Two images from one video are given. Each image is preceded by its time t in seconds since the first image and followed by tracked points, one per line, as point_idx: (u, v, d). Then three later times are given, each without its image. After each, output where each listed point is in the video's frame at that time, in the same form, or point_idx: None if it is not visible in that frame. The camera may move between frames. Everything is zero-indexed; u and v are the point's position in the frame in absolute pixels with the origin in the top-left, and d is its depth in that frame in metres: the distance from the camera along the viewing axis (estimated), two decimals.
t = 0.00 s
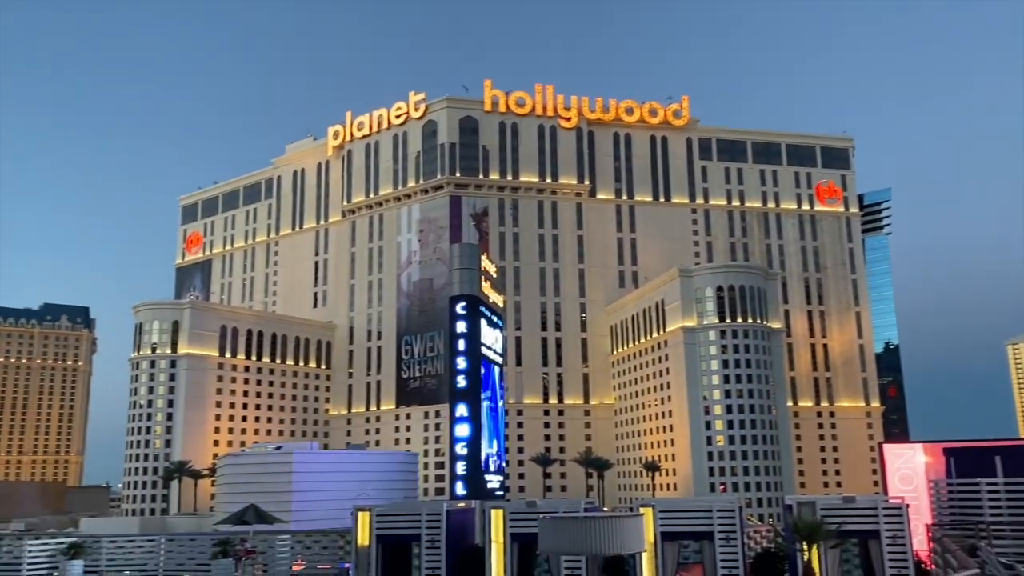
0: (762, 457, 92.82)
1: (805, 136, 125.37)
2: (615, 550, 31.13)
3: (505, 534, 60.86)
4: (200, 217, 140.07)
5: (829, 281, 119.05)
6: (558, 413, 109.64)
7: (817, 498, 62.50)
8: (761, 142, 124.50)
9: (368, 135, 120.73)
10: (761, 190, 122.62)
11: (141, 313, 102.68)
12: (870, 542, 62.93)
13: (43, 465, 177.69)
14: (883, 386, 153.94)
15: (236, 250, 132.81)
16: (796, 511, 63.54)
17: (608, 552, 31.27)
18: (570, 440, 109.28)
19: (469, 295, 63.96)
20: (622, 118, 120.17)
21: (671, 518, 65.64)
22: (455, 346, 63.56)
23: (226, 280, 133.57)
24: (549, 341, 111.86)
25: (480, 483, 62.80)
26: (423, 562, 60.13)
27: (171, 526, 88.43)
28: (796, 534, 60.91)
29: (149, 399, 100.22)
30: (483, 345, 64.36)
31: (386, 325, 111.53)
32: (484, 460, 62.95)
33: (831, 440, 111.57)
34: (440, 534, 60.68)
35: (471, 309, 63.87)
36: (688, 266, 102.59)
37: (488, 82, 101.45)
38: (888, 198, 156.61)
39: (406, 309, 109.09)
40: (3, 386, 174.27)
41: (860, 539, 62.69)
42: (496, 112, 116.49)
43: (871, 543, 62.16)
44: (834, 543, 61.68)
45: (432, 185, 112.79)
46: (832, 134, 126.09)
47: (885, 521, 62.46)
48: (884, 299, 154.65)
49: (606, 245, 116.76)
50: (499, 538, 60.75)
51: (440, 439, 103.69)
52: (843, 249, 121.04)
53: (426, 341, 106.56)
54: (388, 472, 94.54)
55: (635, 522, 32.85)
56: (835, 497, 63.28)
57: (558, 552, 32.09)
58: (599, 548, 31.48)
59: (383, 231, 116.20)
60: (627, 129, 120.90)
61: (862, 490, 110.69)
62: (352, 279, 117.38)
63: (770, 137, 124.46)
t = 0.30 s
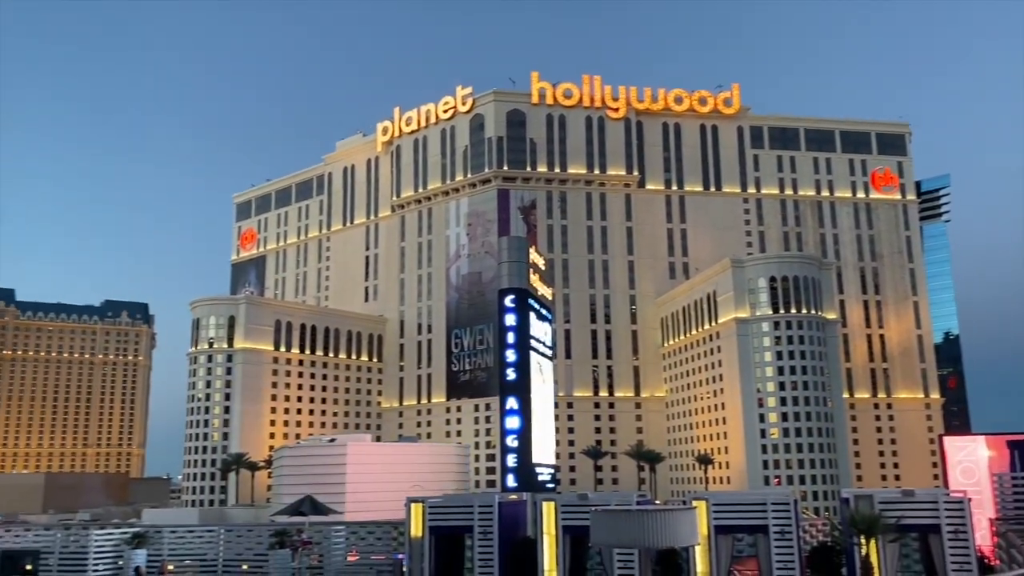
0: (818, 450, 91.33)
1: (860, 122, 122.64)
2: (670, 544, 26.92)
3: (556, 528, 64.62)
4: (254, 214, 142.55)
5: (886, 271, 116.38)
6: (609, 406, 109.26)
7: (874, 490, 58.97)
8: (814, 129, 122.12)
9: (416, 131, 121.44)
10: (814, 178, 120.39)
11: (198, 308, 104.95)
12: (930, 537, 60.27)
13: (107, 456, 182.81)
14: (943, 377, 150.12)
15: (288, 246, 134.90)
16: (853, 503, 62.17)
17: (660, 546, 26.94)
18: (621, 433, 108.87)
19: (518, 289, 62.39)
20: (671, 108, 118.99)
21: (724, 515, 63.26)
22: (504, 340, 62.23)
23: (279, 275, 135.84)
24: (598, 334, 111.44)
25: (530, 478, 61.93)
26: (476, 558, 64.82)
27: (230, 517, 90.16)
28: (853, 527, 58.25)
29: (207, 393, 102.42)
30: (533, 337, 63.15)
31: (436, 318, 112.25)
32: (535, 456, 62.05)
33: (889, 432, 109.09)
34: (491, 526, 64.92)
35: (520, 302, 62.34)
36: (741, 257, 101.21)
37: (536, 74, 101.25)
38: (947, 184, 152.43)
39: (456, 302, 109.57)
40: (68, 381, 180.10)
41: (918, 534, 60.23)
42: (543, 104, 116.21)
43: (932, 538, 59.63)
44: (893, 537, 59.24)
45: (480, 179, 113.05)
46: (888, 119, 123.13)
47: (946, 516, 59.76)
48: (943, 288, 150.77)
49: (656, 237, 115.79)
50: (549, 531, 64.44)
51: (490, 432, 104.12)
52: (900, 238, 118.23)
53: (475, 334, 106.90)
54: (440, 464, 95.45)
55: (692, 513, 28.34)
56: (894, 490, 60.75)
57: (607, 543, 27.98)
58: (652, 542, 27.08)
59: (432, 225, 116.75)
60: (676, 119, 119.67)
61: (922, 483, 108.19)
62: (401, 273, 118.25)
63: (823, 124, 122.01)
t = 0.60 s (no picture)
0: (877, 442, 89.40)
1: (919, 106, 119.42)
2: (726, 537, 22.90)
3: (611, 519, 61.05)
4: (306, 209, 144.66)
5: (947, 257, 113.24)
6: (662, 398, 108.54)
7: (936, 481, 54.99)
8: (870, 114, 119.28)
9: (465, 124, 121.74)
10: (871, 164, 117.64)
11: (255, 302, 106.95)
12: (996, 531, 55.35)
13: (169, 448, 187.63)
14: (1008, 366, 145.80)
15: (341, 240, 136.66)
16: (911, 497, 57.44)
17: (716, 540, 22.89)
18: (674, 425, 108.03)
19: (568, 281, 61.16)
20: (722, 95, 117.34)
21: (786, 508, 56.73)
22: (554, 331, 61.14)
23: (332, 270, 137.83)
24: (650, 325, 110.70)
25: (584, 470, 60.23)
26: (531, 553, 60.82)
27: (288, 507, 91.69)
28: (916, 519, 53.24)
29: (264, 385, 104.26)
30: (582, 329, 62.58)
31: (486, 310, 112.65)
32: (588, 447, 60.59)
33: (951, 424, 106.13)
34: (544, 518, 60.89)
35: (570, 294, 61.31)
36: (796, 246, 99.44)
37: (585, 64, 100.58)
38: (1011, 168, 147.53)
39: (506, 294, 109.69)
40: (131, 374, 185.60)
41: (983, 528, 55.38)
42: (592, 94, 115.45)
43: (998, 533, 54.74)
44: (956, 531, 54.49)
45: (529, 170, 112.95)
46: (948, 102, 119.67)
47: (1012, 510, 54.83)
48: (1006, 275, 146.25)
49: (709, 226, 114.47)
50: (606, 523, 61.02)
51: (542, 423, 104.21)
52: (961, 224, 114.92)
53: (526, 326, 106.93)
54: (492, 455, 96.05)
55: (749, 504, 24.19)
56: (956, 482, 56.08)
57: (661, 538, 23.82)
58: (709, 535, 23.04)
59: (481, 217, 117.07)
60: (728, 106, 117.99)
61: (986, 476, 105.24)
62: (452, 266, 118.97)
63: (880, 109, 119.08)
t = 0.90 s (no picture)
0: (940, 432, 87.26)
1: (981, 86, 115.92)
2: (785, 528, 19.19)
3: (665, 510, 52.76)
4: (359, 202, 146.28)
5: (1013, 241, 109.58)
6: (718, 387, 107.50)
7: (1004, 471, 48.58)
8: (931, 95, 116.17)
9: (515, 114, 121.74)
10: (932, 147, 114.63)
11: (311, 295, 108.51)
12: None
13: (229, 438, 191.12)
14: None
15: (393, 232, 137.96)
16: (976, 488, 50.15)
17: (777, 531, 19.08)
18: (729, 415, 106.93)
19: (620, 270, 57.68)
20: (776, 79, 115.40)
21: (841, 499, 47.49)
22: (606, 322, 57.83)
23: (385, 262, 139.35)
24: (704, 314, 109.75)
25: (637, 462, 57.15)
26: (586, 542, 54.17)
27: (345, 496, 93.03)
28: (979, 511, 47.69)
29: (320, 375, 105.94)
30: (635, 318, 58.89)
31: (537, 300, 112.77)
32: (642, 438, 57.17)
33: (1018, 414, 102.89)
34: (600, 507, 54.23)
35: (622, 284, 57.99)
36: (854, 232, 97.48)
37: (636, 51, 99.69)
38: None
39: (557, 284, 109.53)
40: (192, 366, 190.26)
41: None
42: (643, 81, 114.51)
43: None
44: None
45: (579, 160, 112.50)
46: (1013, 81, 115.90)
47: None
48: None
49: (764, 213, 112.74)
50: (658, 513, 52.78)
51: (594, 414, 104.06)
52: None
53: (577, 317, 106.67)
54: (545, 446, 96.17)
55: (805, 495, 20.55)
56: None
57: (715, 527, 20.06)
58: (767, 525, 19.26)
59: (531, 208, 116.75)
60: (782, 91, 116.00)
61: None
62: (502, 257, 119.29)
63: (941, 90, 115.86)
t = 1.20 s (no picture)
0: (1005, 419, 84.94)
1: None
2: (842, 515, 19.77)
3: (721, 496, 46.52)
4: (410, 193, 147.60)
5: None
6: (774, 375, 106.16)
7: None
8: (996, 73, 112.16)
9: (564, 101, 121.34)
10: (997, 126, 110.85)
11: (365, 285, 109.96)
12: None
13: (287, 426, 193.66)
14: None
15: (444, 222, 139.10)
16: None
17: (833, 519, 19.71)
18: (786, 403, 105.55)
19: (673, 256, 56.76)
20: (832, 60, 112.87)
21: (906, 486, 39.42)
22: (660, 309, 56.94)
23: (436, 251, 140.67)
24: (760, 301, 108.37)
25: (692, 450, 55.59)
26: (638, 532, 47.59)
27: (401, 482, 94.20)
28: None
29: (374, 364, 107.42)
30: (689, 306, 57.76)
31: (589, 288, 112.65)
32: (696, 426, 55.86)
33: None
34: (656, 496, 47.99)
35: (675, 271, 57.15)
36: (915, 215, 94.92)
37: (687, 35, 98.37)
38: None
39: (608, 272, 109.10)
40: (249, 355, 194.42)
41: None
42: (694, 65, 112.91)
43: None
44: None
45: (630, 146, 111.59)
46: None
47: None
48: None
49: (820, 196, 110.66)
50: (713, 500, 46.37)
51: (648, 401, 103.55)
52: None
53: (629, 305, 105.97)
54: (598, 434, 95.87)
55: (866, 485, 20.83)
56: None
57: (774, 517, 20.83)
58: (824, 513, 19.82)
59: (582, 195, 116.52)
60: (839, 71, 113.38)
61: None
62: (553, 245, 119.30)
63: (1006, 67, 111.77)
